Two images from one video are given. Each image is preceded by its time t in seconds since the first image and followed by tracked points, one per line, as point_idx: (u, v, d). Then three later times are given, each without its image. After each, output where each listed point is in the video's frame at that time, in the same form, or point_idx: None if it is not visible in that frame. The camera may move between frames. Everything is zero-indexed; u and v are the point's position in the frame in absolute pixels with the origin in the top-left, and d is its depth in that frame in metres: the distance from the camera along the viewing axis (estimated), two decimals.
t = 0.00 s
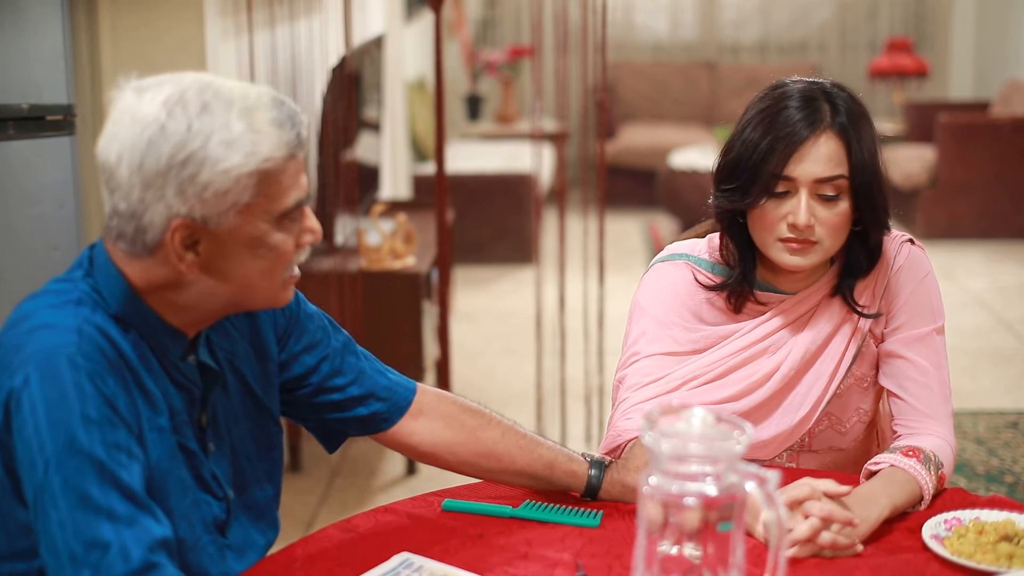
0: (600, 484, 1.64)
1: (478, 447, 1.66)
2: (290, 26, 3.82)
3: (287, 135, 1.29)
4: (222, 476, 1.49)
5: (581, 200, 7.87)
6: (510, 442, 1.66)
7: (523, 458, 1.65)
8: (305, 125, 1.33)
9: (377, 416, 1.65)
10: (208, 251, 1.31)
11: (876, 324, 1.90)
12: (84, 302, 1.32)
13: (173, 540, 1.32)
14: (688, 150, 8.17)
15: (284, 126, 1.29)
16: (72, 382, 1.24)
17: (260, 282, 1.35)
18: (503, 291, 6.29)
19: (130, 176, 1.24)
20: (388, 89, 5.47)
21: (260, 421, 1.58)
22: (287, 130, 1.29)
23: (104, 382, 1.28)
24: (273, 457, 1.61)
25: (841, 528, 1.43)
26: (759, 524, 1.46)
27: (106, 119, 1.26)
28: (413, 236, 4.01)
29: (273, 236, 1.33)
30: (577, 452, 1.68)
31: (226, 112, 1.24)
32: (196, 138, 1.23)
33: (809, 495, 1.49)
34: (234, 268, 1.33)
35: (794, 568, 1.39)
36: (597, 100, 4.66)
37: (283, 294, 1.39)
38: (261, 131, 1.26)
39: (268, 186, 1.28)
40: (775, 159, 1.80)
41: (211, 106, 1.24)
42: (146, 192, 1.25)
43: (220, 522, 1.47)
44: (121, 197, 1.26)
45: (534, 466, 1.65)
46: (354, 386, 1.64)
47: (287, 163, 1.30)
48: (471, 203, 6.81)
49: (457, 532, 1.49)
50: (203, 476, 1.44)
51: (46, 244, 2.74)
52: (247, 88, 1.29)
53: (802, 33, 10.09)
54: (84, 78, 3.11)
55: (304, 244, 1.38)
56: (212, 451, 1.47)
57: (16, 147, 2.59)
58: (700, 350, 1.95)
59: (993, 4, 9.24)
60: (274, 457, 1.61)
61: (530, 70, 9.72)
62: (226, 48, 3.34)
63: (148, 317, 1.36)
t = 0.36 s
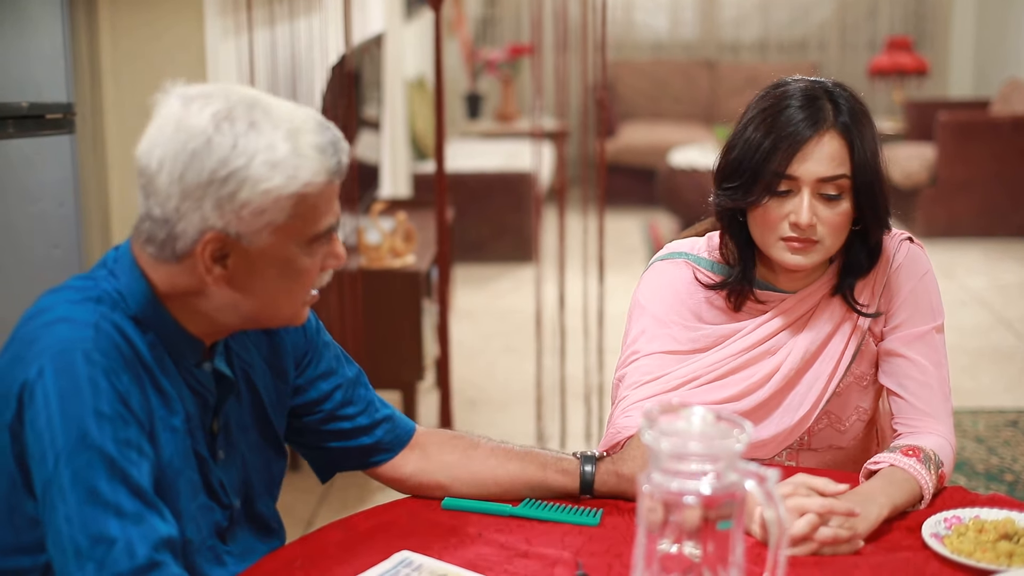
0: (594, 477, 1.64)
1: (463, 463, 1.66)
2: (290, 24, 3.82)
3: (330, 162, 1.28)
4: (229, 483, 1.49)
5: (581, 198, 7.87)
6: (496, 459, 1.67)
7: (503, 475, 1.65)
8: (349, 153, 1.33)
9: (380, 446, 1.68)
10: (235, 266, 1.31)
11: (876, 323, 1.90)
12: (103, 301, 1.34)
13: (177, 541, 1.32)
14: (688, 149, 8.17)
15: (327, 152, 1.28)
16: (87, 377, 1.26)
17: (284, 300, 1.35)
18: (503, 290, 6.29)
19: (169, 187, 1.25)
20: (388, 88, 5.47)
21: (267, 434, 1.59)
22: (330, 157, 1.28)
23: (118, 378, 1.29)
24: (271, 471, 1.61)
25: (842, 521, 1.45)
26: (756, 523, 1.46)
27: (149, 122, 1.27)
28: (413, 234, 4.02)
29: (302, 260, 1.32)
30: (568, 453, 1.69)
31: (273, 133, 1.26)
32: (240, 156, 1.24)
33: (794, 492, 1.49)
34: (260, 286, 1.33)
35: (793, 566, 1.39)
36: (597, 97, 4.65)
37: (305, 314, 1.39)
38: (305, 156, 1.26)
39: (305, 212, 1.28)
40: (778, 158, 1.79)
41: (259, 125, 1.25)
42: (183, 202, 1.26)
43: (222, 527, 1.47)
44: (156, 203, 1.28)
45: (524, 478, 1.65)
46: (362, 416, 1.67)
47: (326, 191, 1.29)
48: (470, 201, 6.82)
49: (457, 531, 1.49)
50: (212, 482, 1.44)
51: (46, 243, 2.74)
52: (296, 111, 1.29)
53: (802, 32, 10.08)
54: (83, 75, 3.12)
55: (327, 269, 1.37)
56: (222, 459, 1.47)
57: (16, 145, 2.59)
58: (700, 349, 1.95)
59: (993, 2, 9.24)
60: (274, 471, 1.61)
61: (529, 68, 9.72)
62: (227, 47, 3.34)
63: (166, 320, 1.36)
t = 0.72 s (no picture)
0: (595, 471, 1.65)
1: (467, 461, 1.66)
2: (291, 22, 3.82)
3: (353, 159, 1.29)
4: (243, 482, 1.49)
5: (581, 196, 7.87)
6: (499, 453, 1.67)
7: (503, 470, 1.64)
8: (369, 149, 1.34)
9: (388, 447, 1.67)
10: (262, 266, 1.32)
11: (875, 320, 1.90)
12: (128, 297, 1.34)
13: (188, 539, 1.32)
14: (689, 146, 8.17)
15: (350, 148, 1.29)
16: (108, 370, 1.26)
17: (311, 297, 1.36)
18: (502, 287, 6.29)
19: (195, 187, 1.26)
20: (388, 85, 5.47)
21: (283, 435, 1.59)
22: (353, 154, 1.29)
23: (139, 373, 1.29)
24: (286, 473, 1.61)
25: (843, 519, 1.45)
26: (756, 520, 1.47)
27: (172, 124, 1.27)
28: (413, 232, 4.03)
29: (328, 255, 1.33)
30: (569, 447, 1.70)
31: (297, 131, 1.26)
32: (266, 155, 1.24)
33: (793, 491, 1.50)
34: (287, 282, 1.33)
35: (792, 563, 1.39)
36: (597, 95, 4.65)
37: (331, 310, 1.39)
38: (329, 153, 1.27)
39: (329, 209, 1.29)
40: (777, 154, 1.79)
41: (283, 123, 1.26)
42: (210, 202, 1.26)
43: (234, 527, 1.47)
44: (182, 204, 1.28)
45: (528, 473, 1.64)
46: (372, 416, 1.67)
47: (350, 186, 1.30)
48: (470, 199, 6.82)
49: (457, 528, 1.50)
50: (226, 481, 1.44)
51: (45, 241, 2.74)
52: (316, 108, 1.30)
53: (802, 29, 10.07)
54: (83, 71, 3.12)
55: (353, 264, 1.37)
56: (236, 457, 1.47)
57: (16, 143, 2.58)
58: (701, 347, 1.95)
59: None
60: (288, 473, 1.61)
61: (530, 65, 9.71)
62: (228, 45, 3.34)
63: (190, 319, 1.36)
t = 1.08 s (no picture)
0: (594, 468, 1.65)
1: (464, 459, 1.66)
2: (291, 19, 3.81)
3: (350, 151, 1.29)
4: (242, 479, 1.49)
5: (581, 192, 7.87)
6: (497, 450, 1.67)
7: (503, 466, 1.64)
8: (367, 142, 1.34)
9: (388, 444, 1.67)
10: (262, 260, 1.32)
11: (875, 316, 1.90)
12: (128, 294, 1.34)
13: (187, 536, 1.32)
14: (688, 142, 8.16)
15: (347, 141, 1.29)
16: (108, 367, 1.26)
17: (311, 292, 1.36)
18: (502, 283, 6.30)
19: (192, 182, 1.25)
20: (388, 82, 5.47)
21: (282, 433, 1.59)
22: (350, 147, 1.29)
23: (138, 370, 1.29)
24: (285, 469, 1.61)
25: (844, 518, 1.44)
26: (756, 517, 1.47)
27: (170, 121, 1.27)
28: (412, 228, 4.02)
29: (327, 249, 1.33)
30: (569, 444, 1.70)
31: (293, 124, 1.26)
32: (263, 149, 1.24)
33: (796, 488, 1.50)
34: (287, 276, 1.33)
35: (792, 560, 1.39)
36: (598, 91, 4.65)
37: (332, 305, 1.39)
38: (326, 146, 1.27)
39: (327, 201, 1.29)
40: (777, 150, 1.79)
41: (279, 117, 1.25)
42: (208, 197, 1.26)
43: (234, 524, 1.47)
44: (180, 200, 1.28)
45: (526, 468, 1.64)
46: (372, 413, 1.67)
47: (347, 179, 1.30)
48: (469, 195, 6.82)
49: (457, 525, 1.50)
50: (225, 478, 1.44)
51: (44, 237, 2.74)
52: (313, 102, 1.29)
53: (802, 25, 10.07)
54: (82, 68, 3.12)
55: (353, 258, 1.37)
56: (235, 454, 1.47)
57: (15, 139, 2.58)
58: (702, 344, 1.95)
59: None
60: (286, 469, 1.61)
61: (529, 61, 9.71)
62: (228, 40, 3.34)
63: (189, 316, 1.36)
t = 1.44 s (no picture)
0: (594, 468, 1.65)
1: (463, 458, 1.66)
2: (290, 17, 3.81)
3: (346, 146, 1.29)
4: (241, 477, 1.49)
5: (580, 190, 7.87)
6: (497, 449, 1.67)
7: (503, 463, 1.64)
8: (363, 138, 1.33)
9: (388, 441, 1.67)
10: (260, 256, 1.32)
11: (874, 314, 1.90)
12: (126, 292, 1.34)
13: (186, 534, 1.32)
14: (688, 140, 8.15)
15: (342, 136, 1.29)
16: (106, 365, 1.26)
17: (310, 289, 1.35)
18: (501, 281, 6.29)
19: (188, 179, 1.25)
20: (387, 79, 5.47)
21: (281, 431, 1.59)
22: (346, 142, 1.29)
23: (137, 369, 1.29)
24: (283, 466, 1.60)
25: (843, 517, 1.44)
26: (756, 514, 1.47)
27: (166, 117, 1.27)
28: (412, 225, 4.02)
29: (325, 245, 1.32)
30: (570, 442, 1.70)
31: (289, 120, 1.26)
32: (258, 144, 1.24)
33: (797, 486, 1.50)
34: (285, 273, 1.33)
35: (792, 557, 1.39)
36: (598, 87, 4.65)
37: (331, 301, 1.39)
38: (321, 141, 1.27)
39: (324, 196, 1.29)
40: (755, 137, 1.81)
41: (275, 112, 1.25)
42: (204, 193, 1.26)
43: (233, 522, 1.47)
44: (177, 197, 1.27)
45: (527, 466, 1.64)
46: (371, 411, 1.67)
47: (344, 174, 1.30)
48: (469, 193, 6.82)
49: (456, 523, 1.50)
50: (224, 476, 1.44)
51: (45, 234, 2.74)
52: (309, 97, 1.29)
53: (802, 22, 10.06)
54: (81, 66, 3.13)
55: (351, 253, 1.37)
56: (235, 452, 1.47)
57: (15, 137, 2.58)
58: (701, 341, 1.95)
59: None
60: (285, 468, 1.61)
61: (529, 58, 9.70)
62: (227, 38, 3.35)
63: (188, 314, 1.36)
